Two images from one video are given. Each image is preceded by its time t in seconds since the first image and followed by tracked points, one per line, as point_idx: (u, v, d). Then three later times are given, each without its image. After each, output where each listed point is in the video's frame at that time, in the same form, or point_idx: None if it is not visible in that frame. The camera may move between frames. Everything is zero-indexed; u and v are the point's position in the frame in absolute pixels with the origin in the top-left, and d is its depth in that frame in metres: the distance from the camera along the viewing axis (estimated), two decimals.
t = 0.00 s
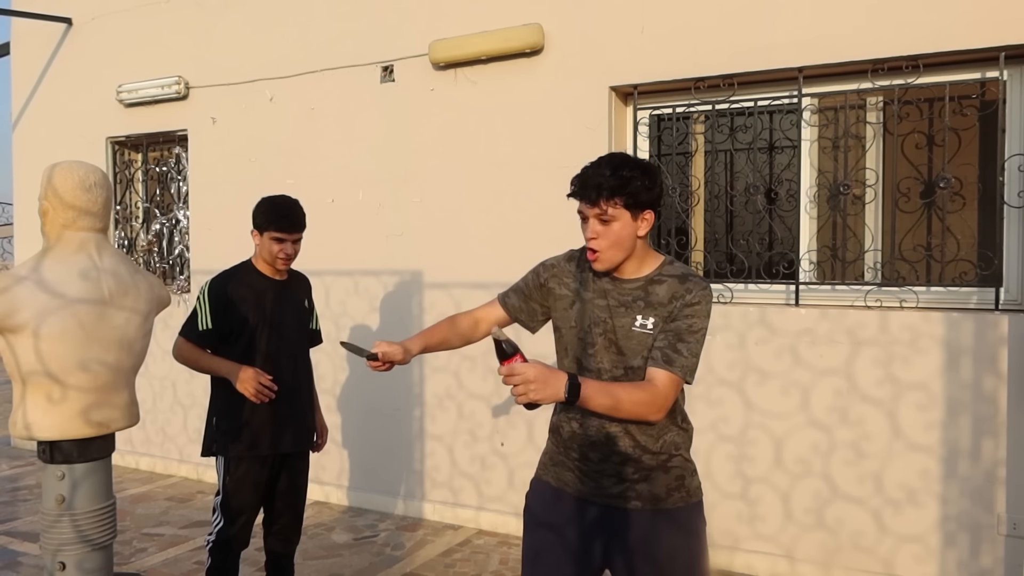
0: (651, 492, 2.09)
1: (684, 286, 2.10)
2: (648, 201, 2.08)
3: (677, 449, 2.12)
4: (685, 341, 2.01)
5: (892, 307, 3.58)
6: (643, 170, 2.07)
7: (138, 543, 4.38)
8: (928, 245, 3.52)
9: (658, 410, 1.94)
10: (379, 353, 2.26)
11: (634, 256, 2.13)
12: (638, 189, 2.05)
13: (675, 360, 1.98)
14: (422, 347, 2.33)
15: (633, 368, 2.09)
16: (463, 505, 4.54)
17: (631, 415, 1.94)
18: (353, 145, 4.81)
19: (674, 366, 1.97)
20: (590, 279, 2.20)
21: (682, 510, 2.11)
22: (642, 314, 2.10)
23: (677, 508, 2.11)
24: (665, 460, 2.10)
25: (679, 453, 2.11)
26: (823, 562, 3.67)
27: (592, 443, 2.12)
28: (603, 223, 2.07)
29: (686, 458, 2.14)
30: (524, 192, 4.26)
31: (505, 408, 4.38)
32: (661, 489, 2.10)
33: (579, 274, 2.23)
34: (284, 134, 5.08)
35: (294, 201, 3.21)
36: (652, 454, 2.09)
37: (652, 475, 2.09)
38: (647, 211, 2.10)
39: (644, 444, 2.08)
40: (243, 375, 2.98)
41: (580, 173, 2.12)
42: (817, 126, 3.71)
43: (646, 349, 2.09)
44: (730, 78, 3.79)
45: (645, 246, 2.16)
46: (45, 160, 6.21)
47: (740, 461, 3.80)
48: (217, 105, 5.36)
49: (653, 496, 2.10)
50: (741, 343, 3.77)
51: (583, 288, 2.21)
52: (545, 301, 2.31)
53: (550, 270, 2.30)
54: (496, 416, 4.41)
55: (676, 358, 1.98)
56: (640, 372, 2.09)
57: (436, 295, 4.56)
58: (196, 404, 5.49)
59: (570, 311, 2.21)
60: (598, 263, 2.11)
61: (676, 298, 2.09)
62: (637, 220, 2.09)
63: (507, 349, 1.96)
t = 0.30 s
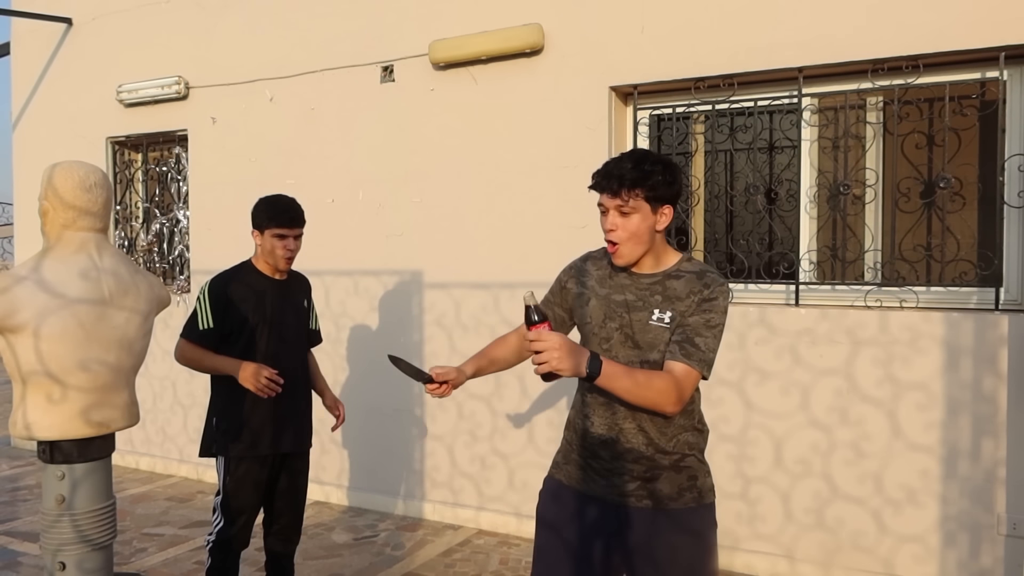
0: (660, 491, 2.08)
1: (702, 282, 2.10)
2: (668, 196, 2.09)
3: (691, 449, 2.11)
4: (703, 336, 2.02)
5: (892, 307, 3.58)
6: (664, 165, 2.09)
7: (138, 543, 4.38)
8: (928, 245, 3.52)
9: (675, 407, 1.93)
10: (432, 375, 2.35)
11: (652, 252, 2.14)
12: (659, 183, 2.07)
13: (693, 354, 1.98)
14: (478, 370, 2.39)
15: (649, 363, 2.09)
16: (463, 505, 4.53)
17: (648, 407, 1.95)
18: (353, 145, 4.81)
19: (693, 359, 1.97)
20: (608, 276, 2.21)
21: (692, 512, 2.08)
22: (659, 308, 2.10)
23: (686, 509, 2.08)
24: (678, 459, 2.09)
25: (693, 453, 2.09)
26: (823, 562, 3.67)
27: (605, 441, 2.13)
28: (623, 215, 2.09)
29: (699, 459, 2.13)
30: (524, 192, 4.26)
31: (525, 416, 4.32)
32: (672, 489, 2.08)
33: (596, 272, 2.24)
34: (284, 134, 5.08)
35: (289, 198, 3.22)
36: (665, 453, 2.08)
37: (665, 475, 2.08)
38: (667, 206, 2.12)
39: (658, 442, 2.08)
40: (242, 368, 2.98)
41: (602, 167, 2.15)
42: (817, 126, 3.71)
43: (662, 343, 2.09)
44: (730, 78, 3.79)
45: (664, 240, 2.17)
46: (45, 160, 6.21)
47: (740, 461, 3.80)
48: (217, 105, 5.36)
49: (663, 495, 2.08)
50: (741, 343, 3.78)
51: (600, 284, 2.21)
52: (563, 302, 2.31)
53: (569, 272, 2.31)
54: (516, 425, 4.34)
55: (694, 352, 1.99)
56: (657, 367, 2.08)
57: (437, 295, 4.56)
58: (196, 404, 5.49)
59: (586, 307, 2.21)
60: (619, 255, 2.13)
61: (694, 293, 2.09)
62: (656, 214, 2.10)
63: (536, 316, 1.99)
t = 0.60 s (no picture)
0: (664, 491, 2.07)
1: (708, 280, 2.10)
2: (675, 194, 2.10)
3: (696, 449, 2.10)
4: (710, 332, 2.02)
5: (892, 307, 3.58)
6: (672, 164, 2.10)
7: (138, 543, 4.38)
8: (928, 245, 3.52)
9: (676, 407, 1.95)
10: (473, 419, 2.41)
11: (659, 250, 2.14)
12: (667, 181, 2.08)
13: (700, 351, 1.99)
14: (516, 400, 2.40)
15: (655, 361, 2.08)
16: (463, 505, 4.53)
17: (651, 402, 1.96)
18: (353, 146, 4.82)
19: (699, 357, 1.98)
20: (613, 276, 2.20)
21: (696, 513, 2.07)
22: (665, 306, 2.10)
23: (689, 510, 2.07)
24: (683, 460, 2.08)
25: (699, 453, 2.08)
26: (823, 562, 3.67)
27: (608, 441, 2.14)
28: (631, 211, 2.09)
29: (705, 459, 2.11)
30: (524, 192, 4.26)
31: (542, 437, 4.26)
32: (677, 489, 2.07)
33: (601, 272, 2.24)
34: (284, 134, 5.08)
35: (287, 197, 3.22)
36: (670, 454, 2.07)
37: (669, 475, 2.07)
38: (674, 204, 2.12)
39: (663, 441, 2.07)
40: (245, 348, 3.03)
41: (610, 166, 2.16)
42: (817, 126, 3.71)
43: (667, 342, 2.08)
44: (730, 78, 3.79)
45: (670, 240, 2.17)
46: (45, 161, 6.21)
47: (740, 461, 3.80)
48: (217, 106, 5.37)
49: (667, 496, 2.07)
50: (741, 343, 3.78)
51: (605, 284, 2.20)
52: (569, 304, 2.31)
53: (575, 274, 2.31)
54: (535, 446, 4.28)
55: (700, 349, 1.99)
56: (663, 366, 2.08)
57: (437, 295, 4.56)
58: (196, 404, 5.49)
59: (591, 307, 2.20)
60: (625, 252, 2.12)
61: (700, 291, 2.09)
62: (663, 211, 2.11)
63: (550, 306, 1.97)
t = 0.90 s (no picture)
0: (663, 493, 2.07)
1: (704, 280, 2.10)
2: (671, 195, 2.09)
3: (696, 451, 2.09)
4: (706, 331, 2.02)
5: (892, 307, 3.58)
6: (668, 165, 2.09)
7: (138, 543, 4.38)
8: (928, 245, 3.52)
9: (673, 406, 1.95)
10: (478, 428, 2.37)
11: (655, 250, 2.14)
12: (663, 181, 2.07)
13: (697, 351, 1.99)
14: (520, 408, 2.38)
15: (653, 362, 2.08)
16: (463, 505, 4.53)
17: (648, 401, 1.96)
18: (353, 146, 4.82)
19: (697, 356, 1.98)
20: (611, 278, 2.20)
21: (695, 515, 2.07)
22: (662, 307, 2.09)
23: (688, 512, 2.07)
24: (682, 462, 2.07)
25: (698, 455, 2.08)
26: (823, 562, 3.67)
27: (609, 442, 2.14)
28: (627, 213, 2.08)
29: (705, 461, 2.10)
30: (524, 192, 4.26)
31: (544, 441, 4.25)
32: (676, 491, 2.07)
33: (599, 274, 2.24)
34: (284, 134, 5.08)
35: (287, 197, 3.23)
36: (669, 456, 2.07)
37: (668, 476, 2.06)
38: (670, 205, 2.12)
39: (662, 443, 2.07)
40: (254, 341, 3.07)
41: (605, 166, 2.14)
42: (817, 126, 3.71)
43: (665, 343, 2.08)
44: (730, 78, 3.79)
45: (667, 240, 2.17)
46: (45, 161, 6.21)
47: (740, 461, 3.80)
48: (217, 106, 5.37)
49: (666, 497, 2.07)
50: (741, 343, 3.77)
51: (603, 285, 2.21)
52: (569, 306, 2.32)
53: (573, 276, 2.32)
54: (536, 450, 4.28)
55: (697, 348, 1.99)
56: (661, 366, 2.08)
57: (437, 295, 4.56)
58: (196, 404, 5.49)
59: (589, 310, 2.21)
60: (621, 253, 2.11)
61: (696, 290, 2.08)
62: (659, 212, 2.10)
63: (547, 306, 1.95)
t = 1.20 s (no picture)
0: (659, 496, 2.07)
1: (693, 276, 2.10)
2: (660, 194, 2.10)
3: (692, 452, 2.10)
4: (698, 323, 2.01)
5: (892, 307, 3.58)
6: (656, 164, 2.10)
7: (138, 543, 4.38)
8: (928, 245, 3.52)
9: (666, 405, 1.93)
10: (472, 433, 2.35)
11: (646, 251, 2.14)
12: (653, 181, 2.08)
13: (687, 344, 1.98)
14: (515, 412, 2.37)
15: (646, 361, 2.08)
16: (463, 505, 4.53)
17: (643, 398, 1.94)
18: (353, 146, 4.81)
19: (687, 349, 1.97)
20: (601, 280, 2.21)
21: (691, 517, 2.08)
22: (653, 307, 2.10)
23: (684, 514, 2.08)
24: (678, 464, 2.08)
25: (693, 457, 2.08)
26: (823, 562, 3.67)
27: (605, 445, 2.13)
28: (616, 212, 2.08)
29: (700, 464, 2.11)
30: (524, 192, 4.25)
31: (544, 442, 4.26)
32: (672, 493, 2.07)
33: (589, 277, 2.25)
34: (284, 134, 5.08)
35: (300, 199, 3.23)
36: (665, 458, 2.07)
37: (664, 479, 2.07)
38: (660, 206, 2.12)
39: (657, 445, 2.07)
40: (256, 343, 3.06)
41: (594, 166, 2.15)
42: (817, 126, 3.71)
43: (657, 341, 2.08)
44: (730, 78, 3.79)
45: (656, 241, 2.17)
46: (44, 160, 6.21)
47: (741, 461, 3.80)
48: (217, 106, 5.36)
49: (663, 500, 2.07)
50: (741, 343, 3.77)
51: (594, 288, 2.21)
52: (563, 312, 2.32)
53: (565, 281, 2.33)
54: (535, 452, 4.28)
55: (688, 342, 1.98)
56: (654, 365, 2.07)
57: (437, 295, 4.56)
58: (196, 404, 5.49)
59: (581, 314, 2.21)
60: (611, 253, 2.11)
61: (685, 287, 2.09)
62: (649, 212, 2.10)
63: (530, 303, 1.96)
